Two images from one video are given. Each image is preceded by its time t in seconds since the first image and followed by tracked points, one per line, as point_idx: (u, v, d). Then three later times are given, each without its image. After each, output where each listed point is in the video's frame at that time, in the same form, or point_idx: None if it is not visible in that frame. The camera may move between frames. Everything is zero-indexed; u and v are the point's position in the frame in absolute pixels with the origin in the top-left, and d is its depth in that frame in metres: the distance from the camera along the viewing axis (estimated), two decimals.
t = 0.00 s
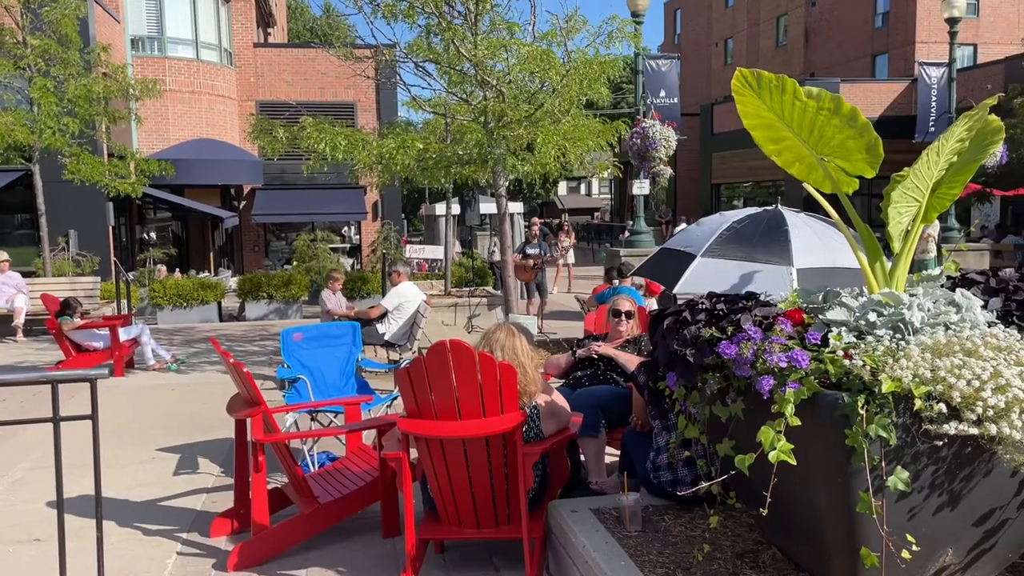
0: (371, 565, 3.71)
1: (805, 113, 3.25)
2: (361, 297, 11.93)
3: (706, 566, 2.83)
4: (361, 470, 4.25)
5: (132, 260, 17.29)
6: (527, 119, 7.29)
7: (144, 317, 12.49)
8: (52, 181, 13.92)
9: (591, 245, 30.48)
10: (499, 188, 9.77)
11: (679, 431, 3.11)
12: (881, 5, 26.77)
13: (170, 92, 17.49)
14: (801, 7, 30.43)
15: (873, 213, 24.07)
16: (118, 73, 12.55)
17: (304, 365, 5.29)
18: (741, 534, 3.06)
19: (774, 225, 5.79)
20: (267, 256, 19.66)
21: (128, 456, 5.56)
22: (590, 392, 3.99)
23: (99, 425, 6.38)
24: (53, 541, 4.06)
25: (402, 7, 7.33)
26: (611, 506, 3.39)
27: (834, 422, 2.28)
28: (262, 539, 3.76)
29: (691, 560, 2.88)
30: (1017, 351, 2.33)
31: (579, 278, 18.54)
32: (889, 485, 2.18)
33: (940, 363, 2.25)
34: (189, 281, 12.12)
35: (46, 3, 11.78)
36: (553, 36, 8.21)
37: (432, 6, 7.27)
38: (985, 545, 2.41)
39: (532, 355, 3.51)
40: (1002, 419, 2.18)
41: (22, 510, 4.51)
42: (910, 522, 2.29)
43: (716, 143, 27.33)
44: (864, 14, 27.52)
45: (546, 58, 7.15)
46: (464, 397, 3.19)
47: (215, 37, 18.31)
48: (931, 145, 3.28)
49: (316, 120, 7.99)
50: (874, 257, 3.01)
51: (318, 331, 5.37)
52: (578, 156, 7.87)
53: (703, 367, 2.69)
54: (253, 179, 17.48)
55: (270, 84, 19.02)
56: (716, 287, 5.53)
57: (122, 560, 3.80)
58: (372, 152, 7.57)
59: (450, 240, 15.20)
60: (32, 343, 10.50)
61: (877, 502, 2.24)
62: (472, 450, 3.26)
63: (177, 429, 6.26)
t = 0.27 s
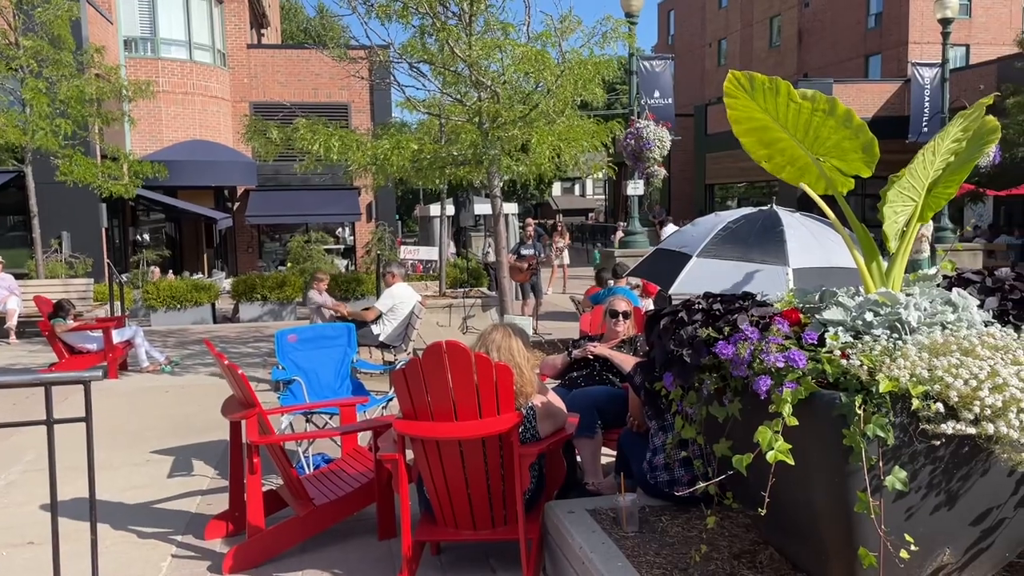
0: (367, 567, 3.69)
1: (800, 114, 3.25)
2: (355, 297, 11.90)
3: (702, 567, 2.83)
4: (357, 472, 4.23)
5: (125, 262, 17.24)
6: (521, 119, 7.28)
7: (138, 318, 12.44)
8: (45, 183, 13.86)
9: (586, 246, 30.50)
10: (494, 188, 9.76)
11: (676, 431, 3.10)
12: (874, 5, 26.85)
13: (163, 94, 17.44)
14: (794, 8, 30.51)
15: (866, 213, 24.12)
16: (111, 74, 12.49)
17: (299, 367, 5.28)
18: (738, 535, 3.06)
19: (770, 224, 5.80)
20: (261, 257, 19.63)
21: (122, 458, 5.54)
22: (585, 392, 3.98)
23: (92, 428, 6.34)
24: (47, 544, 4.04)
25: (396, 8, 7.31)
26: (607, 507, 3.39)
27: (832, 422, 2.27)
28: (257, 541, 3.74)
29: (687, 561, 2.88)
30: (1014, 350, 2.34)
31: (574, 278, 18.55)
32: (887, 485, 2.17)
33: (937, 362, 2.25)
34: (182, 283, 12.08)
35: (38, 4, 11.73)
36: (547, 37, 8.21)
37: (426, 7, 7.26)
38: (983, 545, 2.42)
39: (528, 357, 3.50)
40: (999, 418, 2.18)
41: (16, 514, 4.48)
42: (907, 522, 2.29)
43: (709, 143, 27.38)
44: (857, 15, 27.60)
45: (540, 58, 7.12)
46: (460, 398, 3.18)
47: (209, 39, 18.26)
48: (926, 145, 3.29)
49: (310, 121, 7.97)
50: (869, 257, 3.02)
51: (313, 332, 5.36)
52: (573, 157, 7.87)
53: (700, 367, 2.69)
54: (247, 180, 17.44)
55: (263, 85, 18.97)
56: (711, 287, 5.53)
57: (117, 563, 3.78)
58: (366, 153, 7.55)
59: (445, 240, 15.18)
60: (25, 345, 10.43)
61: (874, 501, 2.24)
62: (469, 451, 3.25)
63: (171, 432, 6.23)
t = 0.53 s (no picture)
0: (363, 569, 3.68)
1: (797, 113, 3.26)
2: (351, 299, 11.89)
3: (700, 567, 2.83)
4: (353, 473, 4.23)
5: (120, 264, 17.20)
6: (518, 120, 7.26)
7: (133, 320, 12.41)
8: (39, 184, 13.82)
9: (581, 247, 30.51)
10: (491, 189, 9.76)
11: (672, 431, 3.10)
12: (868, 6, 26.92)
13: (158, 95, 17.40)
14: (789, 9, 30.58)
15: (861, 214, 24.18)
16: (106, 76, 12.46)
17: (295, 368, 5.27)
18: (734, 535, 3.06)
19: (767, 224, 5.81)
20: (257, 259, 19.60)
21: (118, 460, 5.53)
22: (582, 393, 3.98)
23: (88, 430, 6.32)
24: (42, 547, 4.02)
25: (392, 9, 7.30)
26: (604, 508, 3.38)
27: (828, 422, 2.27)
28: (253, 543, 3.73)
29: (684, 561, 2.87)
30: (1010, 350, 2.34)
31: (570, 279, 18.56)
32: (884, 485, 2.18)
33: (934, 362, 2.25)
34: (178, 284, 12.05)
35: (33, 6, 11.71)
36: (543, 38, 8.21)
37: (422, 8, 7.25)
38: (979, 544, 2.42)
39: (525, 357, 3.50)
40: (995, 418, 2.18)
41: (11, 516, 4.46)
42: (904, 521, 2.29)
43: (705, 144, 27.41)
44: (851, 16, 27.68)
45: (536, 58, 7.17)
46: (457, 399, 3.17)
47: (204, 40, 18.24)
48: (923, 146, 3.30)
49: (305, 122, 7.96)
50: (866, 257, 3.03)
51: (310, 334, 5.35)
52: (569, 157, 7.87)
53: (697, 367, 2.69)
54: (243, 182, 17.41)
55: (259, 86, 18.95)
56: (708, 287, 5.54)
57: (113, 566, 3.77)
58: (362, 154, 7.54)
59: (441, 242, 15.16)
60: (20, 348, 10.40)
61: (872, 501, 2.24)
62: (466, 453, 3.24)
63: (167, 434, 6.22)
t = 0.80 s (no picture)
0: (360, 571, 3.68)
1: (791, 113, 3.27)
2: (348, 300, 11.88)
3: (695, 567, 2.83)
4: (349, 474, 4.23)
5: (115, 266, 17.17)
6: (513, 121, 7.28)
7: (128, 322, 12.38)
8: (34, 186, 13.78)
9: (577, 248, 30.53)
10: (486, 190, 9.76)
11: (668, 432, 3.11)
12: (863, 7, 26.98)
13: (153, 97, 17.37)
14: (784, 9, 30.64)
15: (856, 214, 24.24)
16: (101, 78, 12.43)
17: (291, 370, 5.27)
18: (730, 535, 3.07)
19: (762, 224, 5.83)
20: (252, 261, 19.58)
21: (114, 462, 5.52)
22: (577, 393, 3.99)
23: (84, 432, 6.31)
24: (38, 550, 4.01)
25: (387, 10, 7.30)
26: (600, 508, 3.39)
27: (823, 422, 2.28)
28: (250, 545, 3.72)
29: (680, 561, 2.88)
30: (1002, 349, 2.36)
31: (566, 280, 18.57)
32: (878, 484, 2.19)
33: (928, 361, 2.27)
34: (173, 286, 12.03)
35: (27, 8, 11.69)
36: (537, 39, 8.21)
37: (417, 10, 7.25)
38: (973, 543, 2.44)
39: (521, 358, 3.51)
40: (988, 417, 2.20)
41: (7, 519, 4.45)
42: (898, 520, 2.30)
43: (700, 145, 27.45)
44: (846, 17, 27.75)
45: (531, 59, 7.17)
46: (453, 399, 3.17)
47: (199, 42, 18.22)
48: (916, 146, 3.31)
49: (301, 123, 7.95)
50: (861, 257, 3.04)
51: (305, 336, 5.35)
52: (565, 158, 7.88)
53: (692, 367, 2.69)
54: (238, 183, 17.38)
55: (254, 88, 18.92)
56: (704, 288, 5.55)
57: (108, 568, 3.76)
58: (358, 155, 7.54)
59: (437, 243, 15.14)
60: (14, 350, 10.36)
61: (867, 501, 2.25)
62: (462, 453, 3.25)
63: (163, 436, 6.21)
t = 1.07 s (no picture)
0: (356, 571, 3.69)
1: (786, 114, 3.28)
2: (344, 301, 11.88)
3: (692, 566, 2.85)
4: (346, 475, 4.23)
5: (111, 267, 17.13)
6: (509, 122, 7.29)
7: (125, 324, 12.37)
8: (30, 188, 13.75)
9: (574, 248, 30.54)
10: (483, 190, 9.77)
11: (664, 432, 3.12)
12: (858, 7, 27.04)
13: (149, 98, 17.35)
14: (779, 10, 30.70)
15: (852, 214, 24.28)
16: (96, 79, 12.41)
17: (287, 371, 5.27)
18: (726, 534, 3.08)
19: (755, 224, 5.85)
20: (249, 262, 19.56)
21: (110, 464, 5.51)
22: (573, 393, 4.00)
23: (80, 434, 6.30)
24: (34, 551, 4.01)
25: (382, 11, 7.29)
26: (597, 508, 3.40)
27: (817, 421, 2.29)
28: (247, 546, 3.72)
29: (676, 561, 2.89)
30: (995, 349, 2.37)
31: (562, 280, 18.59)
32: (872, 482, 2.20)
33: (921, 360, 2.28)
34: (169, 287, 12.01)
35: (23, 9, 11.67)
36: (533, 40, 8.22)
37: (413, 10, 7.25)
38: (967, 541, 2.45)
39: (517, 358, 3.52)
40: (981, 415, 2.21)
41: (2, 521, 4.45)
42: (893, 518, 2.31)
43: (696, 145, 27.48)
44: (841, 17, 27.81)
45: (527, 60, 7.16)
46: (449, 400, 3.18)
47: (194, 43, 18.20)
48: (910, 145, 3.32)
49: (296, 124, 7.95)
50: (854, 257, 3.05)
51: (302, 336, 5.36)
52: (560, 159, 7.90)
53: (688, 366, 2.70)
54: (235, 184, 17.36)
55: (250, 89, 18.90)
56: (699, 288, 5.57)
57: (105, 570, 3.76)
58: (354, 156, 7.54)
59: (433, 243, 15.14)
60: (9, 352, 10.33)
61: (861, 499, 2.26)
62: (458, 454, 3.25)
63: (159, 438, 6.20)
